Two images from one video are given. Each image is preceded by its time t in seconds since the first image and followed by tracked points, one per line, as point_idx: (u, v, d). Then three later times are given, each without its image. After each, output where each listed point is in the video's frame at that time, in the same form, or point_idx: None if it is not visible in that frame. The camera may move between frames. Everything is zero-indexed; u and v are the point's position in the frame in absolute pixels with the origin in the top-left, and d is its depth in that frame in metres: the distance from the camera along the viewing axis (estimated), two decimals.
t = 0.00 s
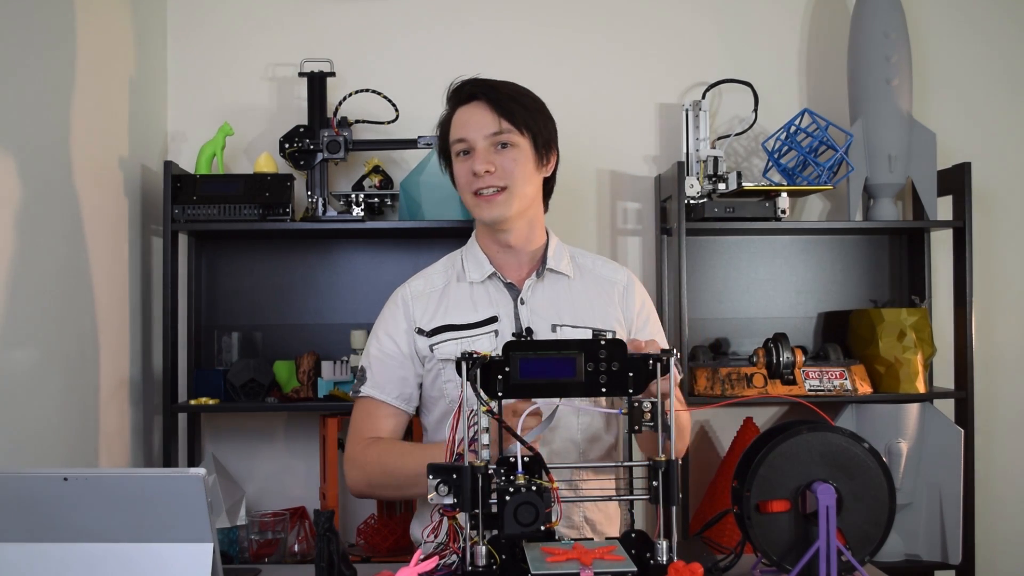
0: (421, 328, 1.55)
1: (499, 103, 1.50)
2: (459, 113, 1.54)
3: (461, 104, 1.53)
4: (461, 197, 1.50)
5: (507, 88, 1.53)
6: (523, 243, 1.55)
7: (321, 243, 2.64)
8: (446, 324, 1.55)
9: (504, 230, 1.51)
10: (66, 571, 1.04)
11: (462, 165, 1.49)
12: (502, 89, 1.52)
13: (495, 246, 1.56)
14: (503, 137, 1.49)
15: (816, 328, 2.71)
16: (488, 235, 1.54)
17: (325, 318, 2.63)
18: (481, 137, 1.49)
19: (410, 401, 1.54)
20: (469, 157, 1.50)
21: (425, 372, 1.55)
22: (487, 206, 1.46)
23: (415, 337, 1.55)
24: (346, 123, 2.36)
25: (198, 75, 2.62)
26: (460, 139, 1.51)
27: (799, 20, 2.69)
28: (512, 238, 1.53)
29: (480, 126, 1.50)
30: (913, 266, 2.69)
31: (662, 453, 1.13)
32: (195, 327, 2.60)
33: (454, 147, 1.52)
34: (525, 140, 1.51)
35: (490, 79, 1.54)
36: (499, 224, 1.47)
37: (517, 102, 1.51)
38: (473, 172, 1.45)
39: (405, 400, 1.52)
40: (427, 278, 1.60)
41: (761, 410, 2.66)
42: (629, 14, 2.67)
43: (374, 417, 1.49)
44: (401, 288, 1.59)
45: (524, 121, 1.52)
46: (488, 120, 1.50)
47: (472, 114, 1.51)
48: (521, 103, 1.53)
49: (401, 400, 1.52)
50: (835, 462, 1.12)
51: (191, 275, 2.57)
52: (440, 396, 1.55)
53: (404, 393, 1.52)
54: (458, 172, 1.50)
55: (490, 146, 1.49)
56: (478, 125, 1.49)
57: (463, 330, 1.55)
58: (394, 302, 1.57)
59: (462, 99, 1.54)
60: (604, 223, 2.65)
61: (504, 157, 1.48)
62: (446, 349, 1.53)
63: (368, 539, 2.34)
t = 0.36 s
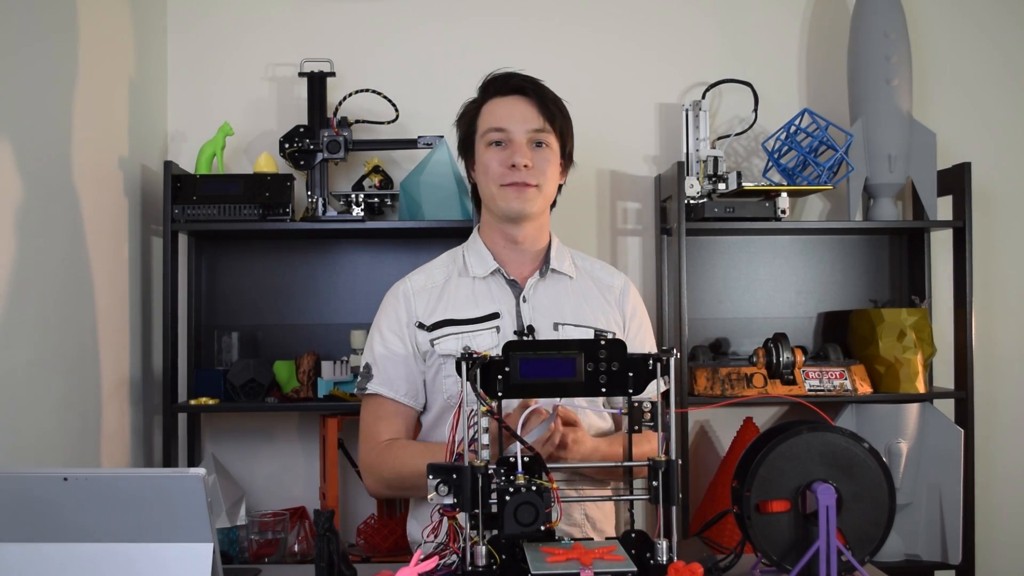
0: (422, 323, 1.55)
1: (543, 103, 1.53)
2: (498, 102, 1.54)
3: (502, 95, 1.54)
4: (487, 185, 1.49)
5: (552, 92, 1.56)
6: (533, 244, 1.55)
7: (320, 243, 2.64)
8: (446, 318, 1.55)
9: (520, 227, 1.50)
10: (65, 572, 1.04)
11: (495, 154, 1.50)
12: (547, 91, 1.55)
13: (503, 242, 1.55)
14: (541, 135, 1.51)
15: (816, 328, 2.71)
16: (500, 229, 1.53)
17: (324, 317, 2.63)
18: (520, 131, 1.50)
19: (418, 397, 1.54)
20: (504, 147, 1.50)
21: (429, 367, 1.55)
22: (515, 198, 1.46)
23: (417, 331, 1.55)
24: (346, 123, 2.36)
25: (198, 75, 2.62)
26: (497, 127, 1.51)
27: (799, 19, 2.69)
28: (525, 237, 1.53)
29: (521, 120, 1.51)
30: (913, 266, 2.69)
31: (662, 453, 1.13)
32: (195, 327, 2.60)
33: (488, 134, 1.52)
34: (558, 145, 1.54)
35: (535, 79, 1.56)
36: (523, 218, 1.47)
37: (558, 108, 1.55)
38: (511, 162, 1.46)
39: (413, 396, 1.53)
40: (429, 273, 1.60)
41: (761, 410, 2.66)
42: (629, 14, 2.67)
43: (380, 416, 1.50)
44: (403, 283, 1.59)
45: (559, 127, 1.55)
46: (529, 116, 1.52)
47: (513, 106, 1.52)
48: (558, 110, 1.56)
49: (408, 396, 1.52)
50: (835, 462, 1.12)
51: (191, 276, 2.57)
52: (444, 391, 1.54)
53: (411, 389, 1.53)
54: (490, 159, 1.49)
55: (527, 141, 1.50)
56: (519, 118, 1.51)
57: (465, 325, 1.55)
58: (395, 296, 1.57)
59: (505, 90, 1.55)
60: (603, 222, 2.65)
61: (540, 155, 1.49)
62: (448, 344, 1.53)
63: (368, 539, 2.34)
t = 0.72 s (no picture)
0: (419, 326, 1.55)
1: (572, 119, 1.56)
2: (529, 107, 1.54)
3: (535, 101, 1.55)
4: (510, 187, 1.48)
5: (580, 109, 1.59)
6: (535, 251, 1.57)
7: (320, 243, 2.64)
8: (444, 322, 1.55)
9: (530, 233, 1.52)
10: (66, 572, 1.04)
11: (524, 159, 1.50)
12: (577, 107, 1.58)
13: (507, 244, 1.55)
14: (568, 149, 1.53)
15: (816, 328, 2.71)
16: (509, 232, 1.53)
17: (324, 318, 2.63)
18: (552, 141, 1.52)
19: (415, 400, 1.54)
20: (532, 154, 1.51)
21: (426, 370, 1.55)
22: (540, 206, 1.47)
23: (414, 335, 1.55)
24: (346, 123, 2.36)
25: (198, 75, 2.62)
26: (528, 132, 1.52)
27: (799, 19, 2.69)
28: (530, 243, 1.54)
29: (553, 130, 1.52)
30: (913, 266, 2.69)
31: (661, 454, 1.13)
32: (195, 327, 2.60)
33: (517, 137, 1.52)
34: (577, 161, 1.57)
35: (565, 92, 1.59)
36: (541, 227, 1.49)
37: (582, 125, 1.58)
38: (544, 172, 1.47)
39: (410, 399, 1.53)
40: (427, 276, 1.60)
41: (761, 410, 2.66)
42: (629, 14, 2.67)
43: (378, 419, 1.50)
44: (400, 286, 1.59)
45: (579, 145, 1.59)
46: (559, 128, 1.53)
47: (545, 116, 1.53)
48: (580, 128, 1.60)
49: (406, 399, 1.52)
50: (835, 462, 1.12)
51: (191, 276, 2.57)
52: (440, 394, 1.55)
53: (409, 392, 1.53)
54: (518, 163, 1.50)
55: (556, 152, 1.52)
56: (551, 128, 1.52)
57: (462, 327, 1.55)
58: (393, 299, 1.57)
59: (538, 97, 1.56)
60: (603, 222, 2.65)
61: (566, 169, 1.51)
62: (445, 347, 1.53)
63: (368, 539, 2.34)
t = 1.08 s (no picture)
0: (419, 327, 1.56)
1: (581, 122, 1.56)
2: (539, 108, 1.54)
3: (546, 102, 1.55)
4: (517, 189, 1.48)
5: (589, 113, 1.58)
6: (537, 252, 1.57)
7: (320, 243, 2.64)
8: (443, 323, 1.55)
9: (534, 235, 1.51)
10: (65, 571, 1.04)
11: (533, 161, 1.50)
12: (586, 110, 1.58)
13: (509, 245, 1.55)
14: (577, 152, 1.53)
15: (816, 328, 2.71)
16: (512, 233, 1.53)
17: (324, 317, 2.63)
18: (561, 143, 1.51)
19: (414, 400, 1.56)
20: (541, 155, 1.51)
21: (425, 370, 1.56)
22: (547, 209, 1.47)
23: (414, 335, 1.56)
24: (346, 123, 2.36)
25: (198, 75, 2.62)
26: (537, 133, 1.52)
27: (799, 20, 2.69)
28: (533, 245, 1.54)
29: (563, 132, 1.52)
30: (913, 266, 2.69)
31: (662, 453, 1.13)
32: (195, 327, 2.60)
33: (527, 138, 1.52)
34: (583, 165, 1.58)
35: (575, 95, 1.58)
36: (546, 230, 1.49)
37: (590, 129, 1.58)
38: (552, 175, 1.47)
39: (409, 399, 1.55)
40: (429, 276, 1.61)
41: (761, 410, 2.66)
42: (629, 14, 2.67)
43: (379, 417, 1.54)
44: (402, 285, 1.60)
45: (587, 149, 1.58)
46: (569, 131, 1.53)
47: (556, 118, 1.53)
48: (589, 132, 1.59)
49: (403, 399, 1.55)
50: (835, 462, 1.12)
51: (191, 276, 2.57)
52: (440, 394, 1.55)
53: (406, 392, 1.55)
54: (527, 164, 1.49)
55: (565, 155, 1.51)
56: (561, 131, 1.52)
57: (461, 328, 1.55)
58: (393, 299, 1.59)
59: (549, 98, 1.55)
60: (603, 222, 2.65)
61: (574, 172, 1.51)
62: (443, 348, 1.54)
63: (368, 539, 2.34)
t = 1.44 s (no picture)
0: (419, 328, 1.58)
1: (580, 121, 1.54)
2: (537, 109, 1.53)
3: (543, 102, 1.54)
4: (515, 192, 1.49)
5: (589, 111, 1.57)
6: (539, 254, 1.56)
7: (320, 243, 2.64)
8: (443, 325, 1.57)
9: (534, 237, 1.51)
10: (65, 571, 1.04)
11: (531, 164, 1.50)
12: (587, 109, 1.56)
13: (510, 248, 1.55)
14: (575, 153, 1.52)
15: (816, 328, 2.71)
16: (512, 236, 1.53)
17: (324, 318, 2.63)
18: (559, 145, 1.51)
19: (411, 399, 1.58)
20: (537, 158, 1.51)
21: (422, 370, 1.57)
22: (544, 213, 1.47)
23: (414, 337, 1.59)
24: (346, 123, 2.36)
25: (199, 75, 2.62)
26: (535, 135, 1.51)
27: (799, 20, 2.69)
28: (534, 247, 1.54)
29: (560, 134, 1.51)
30: (913, 266, 2.69)
31: (662, 454, 1.13)
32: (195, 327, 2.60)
33: (525, 140, 1.52)
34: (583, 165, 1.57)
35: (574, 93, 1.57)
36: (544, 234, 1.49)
37: (590, 128, 1.57)
38: (549, 178, 1.47)
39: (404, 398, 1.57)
40: (431, 276, 1.62)
41: (761, 410, 2.66)
42: (629, 14, 2.67)
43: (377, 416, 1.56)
44: (405, 286, 1.62)
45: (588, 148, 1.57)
46: (568, 131, 1.52)
47: (554, 118, 1.52)
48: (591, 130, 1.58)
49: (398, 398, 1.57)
50: (835, 461, 1.12)
51: (192, 276, 2.57)
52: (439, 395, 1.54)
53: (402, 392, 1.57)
54: (523, 166, 1.50)
55: (563, 157, 1.51)
56: (558, 132, 1.51)
57: (460, 330, 1.56)
58: (397, 300, 1.62)
59: (548, 99, 1.54)
60: (604, 222, 2.65)
61: (572, 173, 1.50)
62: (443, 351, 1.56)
63: (368, 539, 2.34)
